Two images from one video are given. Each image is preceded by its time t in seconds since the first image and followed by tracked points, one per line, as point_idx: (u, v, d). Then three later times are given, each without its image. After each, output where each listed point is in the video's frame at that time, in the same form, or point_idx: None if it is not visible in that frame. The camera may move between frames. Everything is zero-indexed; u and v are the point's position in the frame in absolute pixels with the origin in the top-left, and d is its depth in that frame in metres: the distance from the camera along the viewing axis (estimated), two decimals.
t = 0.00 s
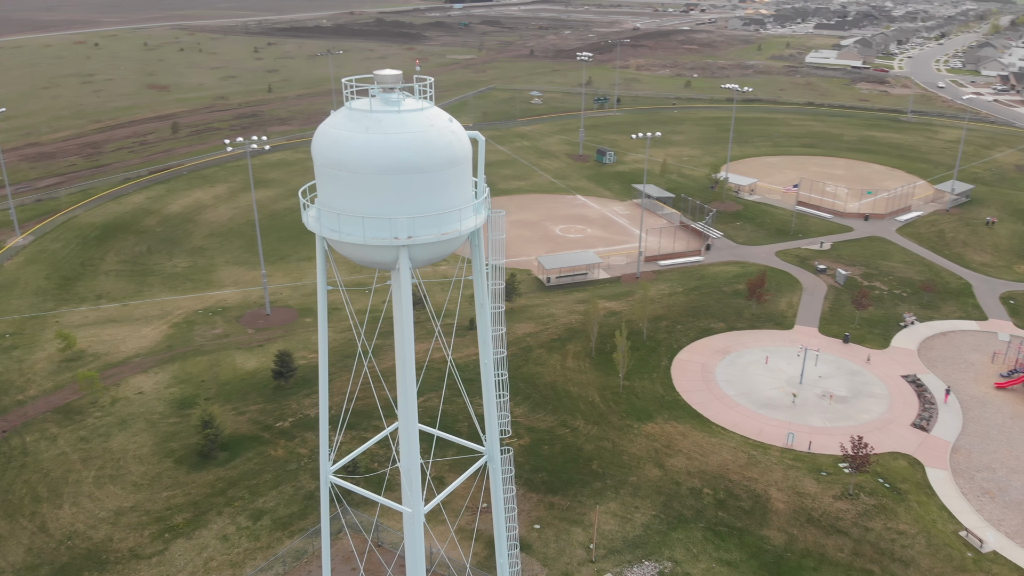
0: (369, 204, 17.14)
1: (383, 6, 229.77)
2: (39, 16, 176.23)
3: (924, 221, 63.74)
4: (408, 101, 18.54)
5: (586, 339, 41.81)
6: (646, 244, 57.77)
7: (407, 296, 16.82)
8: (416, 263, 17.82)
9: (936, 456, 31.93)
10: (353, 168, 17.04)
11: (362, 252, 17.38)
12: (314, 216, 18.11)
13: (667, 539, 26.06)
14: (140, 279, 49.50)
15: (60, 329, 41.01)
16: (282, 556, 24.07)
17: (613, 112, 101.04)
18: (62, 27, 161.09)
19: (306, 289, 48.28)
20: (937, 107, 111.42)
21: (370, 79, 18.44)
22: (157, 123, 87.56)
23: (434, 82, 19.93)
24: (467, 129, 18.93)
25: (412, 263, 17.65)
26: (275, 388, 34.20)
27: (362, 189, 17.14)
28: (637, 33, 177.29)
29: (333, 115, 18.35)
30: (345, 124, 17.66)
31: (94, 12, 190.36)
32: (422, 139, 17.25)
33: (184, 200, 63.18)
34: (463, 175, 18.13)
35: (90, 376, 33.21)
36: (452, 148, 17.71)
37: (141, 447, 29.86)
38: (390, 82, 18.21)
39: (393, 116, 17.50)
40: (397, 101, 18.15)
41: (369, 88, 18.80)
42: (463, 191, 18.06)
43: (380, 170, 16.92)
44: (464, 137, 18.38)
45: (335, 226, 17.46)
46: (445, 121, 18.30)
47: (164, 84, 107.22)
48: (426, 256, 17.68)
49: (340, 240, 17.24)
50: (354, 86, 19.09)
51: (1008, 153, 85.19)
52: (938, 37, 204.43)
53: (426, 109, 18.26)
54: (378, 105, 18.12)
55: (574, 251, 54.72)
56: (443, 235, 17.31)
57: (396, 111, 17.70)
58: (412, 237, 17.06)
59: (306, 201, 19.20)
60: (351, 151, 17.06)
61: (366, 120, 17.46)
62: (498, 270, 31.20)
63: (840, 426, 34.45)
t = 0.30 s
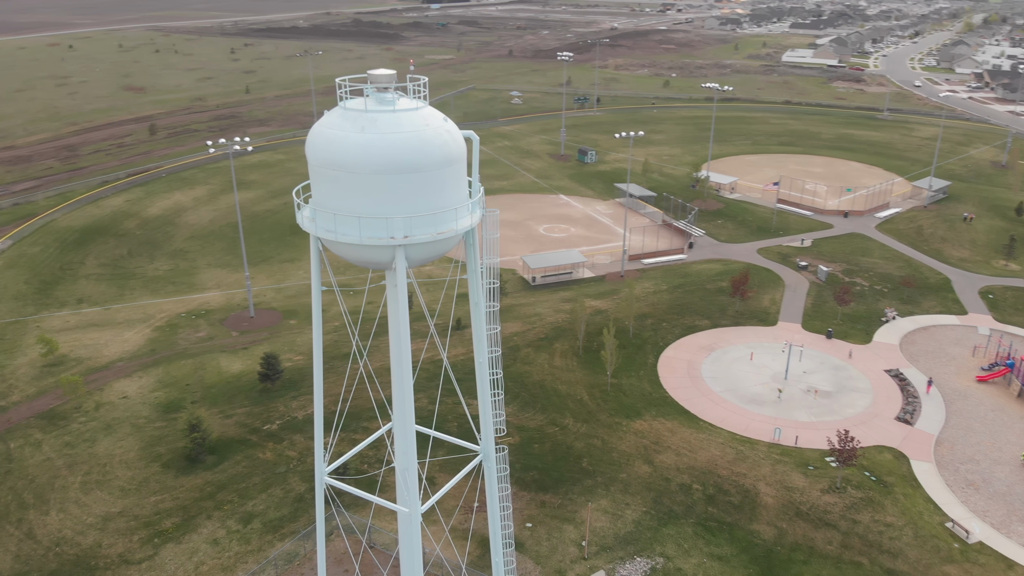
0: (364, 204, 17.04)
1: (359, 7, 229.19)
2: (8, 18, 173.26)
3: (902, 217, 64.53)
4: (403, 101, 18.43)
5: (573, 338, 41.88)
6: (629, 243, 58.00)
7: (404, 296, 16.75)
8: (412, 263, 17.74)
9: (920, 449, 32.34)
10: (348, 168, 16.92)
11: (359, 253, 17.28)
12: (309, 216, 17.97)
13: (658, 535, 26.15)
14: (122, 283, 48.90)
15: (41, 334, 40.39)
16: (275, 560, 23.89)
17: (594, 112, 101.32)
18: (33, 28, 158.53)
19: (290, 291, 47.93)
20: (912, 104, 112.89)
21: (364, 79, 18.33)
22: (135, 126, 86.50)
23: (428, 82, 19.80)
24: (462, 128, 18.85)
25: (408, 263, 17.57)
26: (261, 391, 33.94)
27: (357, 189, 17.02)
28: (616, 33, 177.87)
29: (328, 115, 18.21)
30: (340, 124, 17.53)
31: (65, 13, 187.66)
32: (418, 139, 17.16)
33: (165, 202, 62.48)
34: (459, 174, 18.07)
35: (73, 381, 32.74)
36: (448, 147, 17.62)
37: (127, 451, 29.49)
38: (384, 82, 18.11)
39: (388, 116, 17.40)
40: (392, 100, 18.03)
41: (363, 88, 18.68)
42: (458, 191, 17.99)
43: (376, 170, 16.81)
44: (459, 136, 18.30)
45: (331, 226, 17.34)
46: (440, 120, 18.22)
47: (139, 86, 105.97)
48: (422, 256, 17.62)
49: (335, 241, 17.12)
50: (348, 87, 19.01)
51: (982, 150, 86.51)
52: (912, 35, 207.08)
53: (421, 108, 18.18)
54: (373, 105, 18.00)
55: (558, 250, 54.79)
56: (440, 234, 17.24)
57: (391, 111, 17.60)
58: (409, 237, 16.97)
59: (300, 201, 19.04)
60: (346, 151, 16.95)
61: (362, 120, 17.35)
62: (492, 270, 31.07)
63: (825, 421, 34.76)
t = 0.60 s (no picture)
0: (360, 204, 16.92)
1: (335, 7, 228.27)
2: None
3: (881, 214, 65.29)
4: (398, 100, 18.32)
5: (560, 337, 41.94)
6: (613, 241, 58.20)
7: (402, 296, 16.66)
8: (408, 263, 17.66)
9: (906, 442, 32.72)
10: (344, 167, 16.81)
11: (355, 253, 17.16)
12: (304, 217, 17.83)
13: (649, 531, 26.25)
14: (103, 286, 48.29)
15: (21, 339, 39.75)
16: (267, 563, 23.66)
17: (574, 112, 101.54)
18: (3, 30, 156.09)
19: (274, 293, 47.57)
20: (888, 102, 114.25)
21: (359, 78, 18.25)
22: (112, 128, 85.45)
23: (422, 81, 19.77)
24: (456, 128, 18.79)
25: (405, 263, 17.48)
26: (248, 394, 33.63)
27: (353, 189, 16.90)
28: (594, 33, 178.40)
29: (322, 115, 18.07)
30: (336, 124, 17.41)
31: (36, 15, 185.04)
32: (413, 138, 17.07)
33: (144, 205, 61.77)
34: (455, 173, 18.02)
35: (57, 386, 32.27)
36: (444, 146, 17.55)
37: (114, 456, 29.10)
38: (379, 81, 18.03)
39: (383, 115, 17.30)
40: (387, 100, 17.93)
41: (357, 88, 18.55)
42: (454, 190, 17.92)
43: (372, 170, 16.70)
44: (454, 136, 18.23)
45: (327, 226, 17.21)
46: (435, 119, 18.15)
47: (116, 88, 104.72)
48: (419, 255, 17.54)
49: (331, 241, 17.00)
50: (343, 86, 18.92)
51: (958, 146, 87.74)
52: (887, 33, 209.66)
53: (416, 108, 18.09)
54: (368, 105, 17.89)
55: (542, 250, 54.83)
56: (436, 234, 17.17)
57: (386, 111, 17.50)
58: (405, 237, 16.88)
59: (294, 201, 18.87)
60: (342, 151, 16.83)
61: (357, 119, 17.23)
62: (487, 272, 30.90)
63: (812, 415, 35.08)
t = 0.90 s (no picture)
0: (356, 204, 16.80)
1: (312, 8, 227.21)
2: None
3: (861, 211, 66.02)
4: (392, 101, 18.25)
5: (547, 336, 41.97)
6: (597, 241, 58.38)
7: (399, 296, 16.56)
8: (405, 262, 17.55)
9: (891, 436, 33.10)
10: (340, 167, 16.69)
11: (351, 253, 17.02)
12: (298, 217, 17.67)
13: (640, 528, 26.34)
14: (84, 290, 47.67)
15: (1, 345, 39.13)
16: (258, 566, 23.47)
17: (554, 112, 101.73)
18: None
19: (257, 295, 47.20)
20: (865, 101, 115.54)
21: (353, 78, 18.13)
22: (88, 131, 84.36)
23: (417, 81, 19.67)
24: (451, 127, 18.74)
25: (401, 262, 17.37)
26: (235, 398, 33.32)
27: (349, 189, 16.78)
28: (573, 33, 178.86)
29: (316, 115, 17.94)
30: (331, 124, 17.28)
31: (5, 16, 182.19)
32: (410, 138, 17.00)
33: (123, 208, 61.02)
34: (450, 173, 17.96)
35: (40, 392, 31.82)
36: (440, 146, 17.49)
37: (100, 462, 28.71)
38: (374, 81, 17.92)
39: (379, 115, 17.23)
40: (382, 100, 17.84)
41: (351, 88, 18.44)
42: (450, 189, 17.85)
43: (368, 170, 16.60)
44: (449, 135, 18.18)
45: (323, 227, 17.07)
46: (430, 119, 18.10)
47: (92, 90, 103.40)
48: (415, 255, 17.44)
49: (327, 241, 16.85)
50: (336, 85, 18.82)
51: (934, 144, 88.93)
52: (862, 32, 212.06)
53: (411, 108, 18.03)
54: (363, 105, 17.80)
55: (527, 249, 54.87)
56: (433, 233, 17.09)
57: (382, 111, 17.42)
58: (402, 236, 16.79)
59: (288, 202, 18.68)
60: (337, 151, 16.72)
61: (353, 120, 17.12)
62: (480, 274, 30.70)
63: (798, 410, 35.38)
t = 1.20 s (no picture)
0: (353, 204, 16.69)
1: (288, 9, 225.87)
2: None
3: (840, 208, 66.73)
4: (387, 101, 18.16)
5: (534, 335, 41.98)
6: (581, 240, 58.53)
7: (395, 296, 16.48)
8: (401, 263, 17.48)
9: (876, 430, 33.48)
10: (336, 167, 16.58)
11: (348, 254, 16.87)
12: (293, 218, 17.52)
13: (631, 524, 26.44)
14: (64, 295, 47.02)
15: None
16: (250, 571, 23.29)
17: (535, 112, 101.85)
18: None
19: (241, 297, 46.80)
20: (841, 99, 116.78)
21: (347, 79, 18.01)
22: (64, 133, 83.22)
23: (411, 81, 19.61)
24: (444, 127, 18.69)
25: (398, 263, 17.29)
26: (221, 401, 33.00)
27: (345, 189, 16.68)
28: (551, 33, 179.21)
29: (310, 115, 17.80)
30: (325, 124, 17.15)
31: None
32: (405, 138, 16.94)
33: (102, 211, 60.26)
34: (445, 173, 17.91)
35: (23, 397, 31.32)
36: (435, 146, 17.45)
37: (86, 467, 28.32)
38: (369, 81, 17.81)
39: (374, 115, 17.13)
40: (376, 100, 17.75)
41: (345, 88, 18.33)
42: (444, 189, 17.80)
43: (364, 170, 16.50)
44: (443, 135, 18.13)
45: (319, 227, 16.94)
46: (425, 119, 18.03)
47: (67, 92, 102.02)
48: (411, 255, 17.35)
49: (324, 241, 16.71)
50: (330, 86, 18.72)
51: (910, 141, 90.09)
52: (837, 31, 214.39)
53: (405, 108, 17.95)
54: (357, 105, 17.69)
55: (511, 249, 54.89)
56: (429, 232, 17.03)
57: (376, 111, 17.33)
58: (399, 236, 16.71)
59: (282, 202, 18.52)
60: (333, 151, 16.60)
61: (348, 119, 17.02)
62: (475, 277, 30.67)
63: (784, 406, 35.69)
